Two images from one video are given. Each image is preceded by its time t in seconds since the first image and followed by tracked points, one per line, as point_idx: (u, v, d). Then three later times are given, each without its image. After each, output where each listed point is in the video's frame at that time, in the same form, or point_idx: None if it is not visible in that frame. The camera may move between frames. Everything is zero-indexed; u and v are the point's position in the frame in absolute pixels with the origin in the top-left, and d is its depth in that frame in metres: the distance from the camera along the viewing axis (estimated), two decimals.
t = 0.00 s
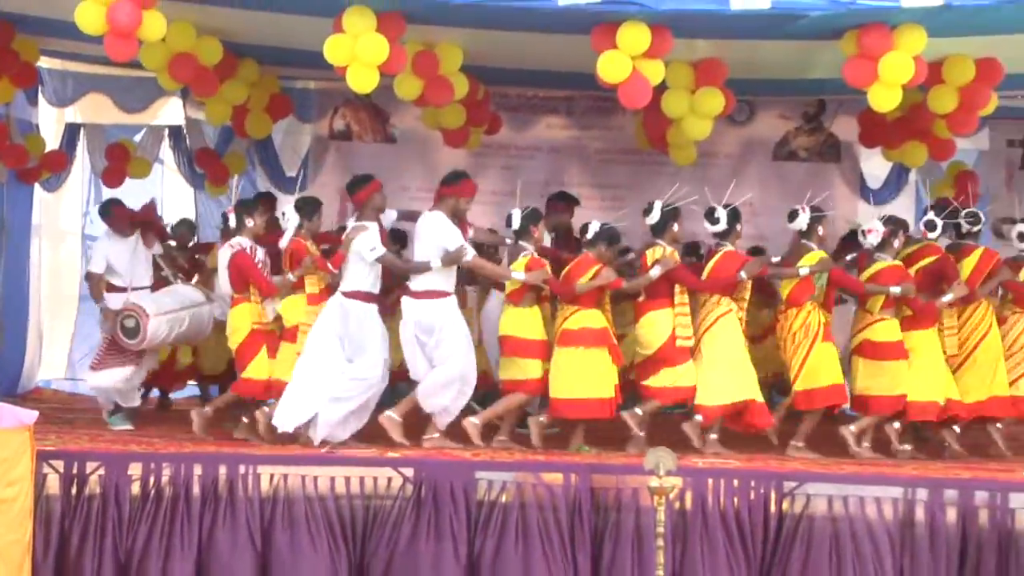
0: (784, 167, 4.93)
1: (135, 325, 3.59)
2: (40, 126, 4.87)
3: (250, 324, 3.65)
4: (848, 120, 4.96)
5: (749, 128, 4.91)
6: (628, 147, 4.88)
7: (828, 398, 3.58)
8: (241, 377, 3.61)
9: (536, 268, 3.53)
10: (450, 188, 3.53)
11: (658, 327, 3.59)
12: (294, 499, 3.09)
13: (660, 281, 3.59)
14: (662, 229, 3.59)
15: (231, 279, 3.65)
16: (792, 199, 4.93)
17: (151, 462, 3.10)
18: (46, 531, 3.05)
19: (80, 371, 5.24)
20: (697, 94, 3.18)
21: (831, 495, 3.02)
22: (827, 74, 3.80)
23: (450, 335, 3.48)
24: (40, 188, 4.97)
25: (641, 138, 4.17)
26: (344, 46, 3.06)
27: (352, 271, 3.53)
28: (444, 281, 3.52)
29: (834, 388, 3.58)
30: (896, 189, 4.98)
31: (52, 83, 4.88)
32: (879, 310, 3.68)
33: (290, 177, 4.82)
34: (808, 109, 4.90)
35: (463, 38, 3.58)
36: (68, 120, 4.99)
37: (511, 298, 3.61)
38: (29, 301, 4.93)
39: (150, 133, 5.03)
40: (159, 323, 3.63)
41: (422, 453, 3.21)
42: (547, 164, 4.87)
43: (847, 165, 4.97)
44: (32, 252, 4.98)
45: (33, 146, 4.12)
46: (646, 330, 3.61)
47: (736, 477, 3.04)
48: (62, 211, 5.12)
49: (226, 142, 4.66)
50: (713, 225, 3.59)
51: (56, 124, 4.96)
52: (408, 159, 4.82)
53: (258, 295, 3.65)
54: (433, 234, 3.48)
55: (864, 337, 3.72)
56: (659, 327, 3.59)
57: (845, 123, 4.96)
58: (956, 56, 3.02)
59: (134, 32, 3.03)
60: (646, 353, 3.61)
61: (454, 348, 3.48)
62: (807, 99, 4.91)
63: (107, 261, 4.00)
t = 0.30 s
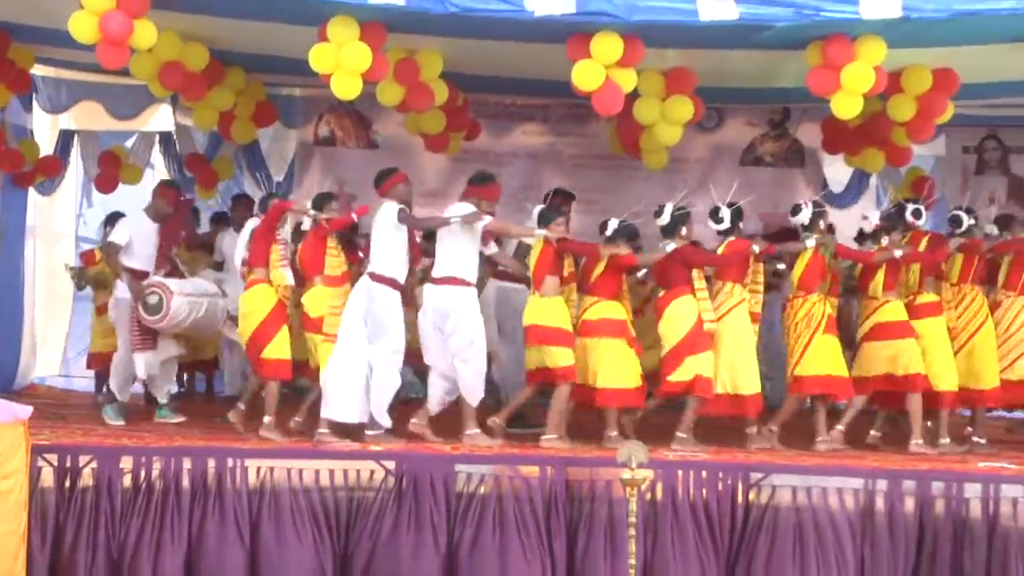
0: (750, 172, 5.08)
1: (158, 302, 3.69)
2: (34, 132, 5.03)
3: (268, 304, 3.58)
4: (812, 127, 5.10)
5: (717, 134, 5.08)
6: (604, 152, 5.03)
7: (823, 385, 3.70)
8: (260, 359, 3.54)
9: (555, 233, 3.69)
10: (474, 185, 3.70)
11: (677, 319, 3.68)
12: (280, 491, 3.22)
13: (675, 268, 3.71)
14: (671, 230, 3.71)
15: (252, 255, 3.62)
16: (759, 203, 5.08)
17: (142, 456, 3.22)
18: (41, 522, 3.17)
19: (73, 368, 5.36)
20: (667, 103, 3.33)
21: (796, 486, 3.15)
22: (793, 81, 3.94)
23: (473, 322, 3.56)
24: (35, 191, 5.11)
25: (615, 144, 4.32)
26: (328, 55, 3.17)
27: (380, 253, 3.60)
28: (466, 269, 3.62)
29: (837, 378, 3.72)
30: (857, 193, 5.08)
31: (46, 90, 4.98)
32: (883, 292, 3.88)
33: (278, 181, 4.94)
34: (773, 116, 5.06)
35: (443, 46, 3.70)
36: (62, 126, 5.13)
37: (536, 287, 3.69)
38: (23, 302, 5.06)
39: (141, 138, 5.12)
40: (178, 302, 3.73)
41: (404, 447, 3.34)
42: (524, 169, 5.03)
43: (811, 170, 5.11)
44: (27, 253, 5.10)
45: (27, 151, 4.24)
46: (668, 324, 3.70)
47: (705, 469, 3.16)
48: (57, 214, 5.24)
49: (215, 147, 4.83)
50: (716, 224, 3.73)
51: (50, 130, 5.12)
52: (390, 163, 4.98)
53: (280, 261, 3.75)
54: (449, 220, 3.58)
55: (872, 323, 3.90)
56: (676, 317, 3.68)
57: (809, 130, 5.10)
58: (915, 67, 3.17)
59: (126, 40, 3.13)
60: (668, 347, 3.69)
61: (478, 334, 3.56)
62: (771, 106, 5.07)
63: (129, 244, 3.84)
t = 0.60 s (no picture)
0: (722, 178, 5.25)
1: (194, 310, 3.79)
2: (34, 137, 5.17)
3: (288, 302, 3.80)
4: (781, 134, 5.27)
5: (690, 140, 5.23)
6: (582, 158, 5.19)
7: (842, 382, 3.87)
8: (279, 352, 3.76)
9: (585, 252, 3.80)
10: (491, 188, 3.88)
11: (682, 316, 3.86)
12: (270, 483, 3.35)
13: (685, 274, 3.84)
14: (687, 228, 3.85)
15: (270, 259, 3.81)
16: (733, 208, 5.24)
17: (137, 450, 3.35)
18: (40, 513, 3.29)
19: (71, 364, 5.46)
20: (642, 109, 3.47)
21: (765, 477, 3.28)
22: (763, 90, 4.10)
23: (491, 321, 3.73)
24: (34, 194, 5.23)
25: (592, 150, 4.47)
26: (316, 63, 3.31)
27: (405, 255, 3.77)
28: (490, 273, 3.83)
29: (847, 374, 3.89)
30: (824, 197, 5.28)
31: (46, 97, 5.20)
32: (888, 297, 4.03)
33: (267, 186, 5.09)
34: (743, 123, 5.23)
35: (427, 55, 3.85)
36: (61, 133, 5.28)
37: (554, 288, 3.85)
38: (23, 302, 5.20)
39: (137, 144, 5.24)
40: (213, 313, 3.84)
41: (391, 440, 3.46)
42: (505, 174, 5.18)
43: (779, 175, 5.28)
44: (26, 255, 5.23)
45: (27, 155, 4.36)
46: (673, 318, 3.88)
47: (678, 462, 3.29)
48: (55, 216, 5.35)
49: (207, 152, 4.97)
50: (723, 226, 3.95)
51: (50, 137, 5.26)
52: (376, 169, 5.13)
53: (302, 268, 3.82)
54: (480, 226, 3.77)
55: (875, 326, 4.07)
56: (681, 314, 3.86)
57: (778, 137, 5.27)
58: (877, 77, 3.33)
59: (121, 50, 3.25)
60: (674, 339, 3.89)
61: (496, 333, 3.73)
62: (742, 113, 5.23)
63: (155, 255, 4.03)
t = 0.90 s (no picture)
0: (691, 182, 5.48)
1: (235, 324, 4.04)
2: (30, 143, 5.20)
3: (316, 324, 3.96)
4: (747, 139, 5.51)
5: (661, 146, 5.45)
6: (558, 163, 5.40)
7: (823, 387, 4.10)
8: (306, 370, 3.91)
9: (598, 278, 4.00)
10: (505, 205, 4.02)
11: (681, 323, 4.10)
12: (258, 475, 3.48)
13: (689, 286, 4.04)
14: (692, 238, 4.12)
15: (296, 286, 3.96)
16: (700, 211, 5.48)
17: (130, 443, 3.48)
18: (37, 504, 3.42)
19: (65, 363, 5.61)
20: (614, 117, 3.63)
21: (732, 468, 3.42)
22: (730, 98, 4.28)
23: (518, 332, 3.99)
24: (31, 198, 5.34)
25: (567, 156, 4.68)
26: (303, 72, 3.45)
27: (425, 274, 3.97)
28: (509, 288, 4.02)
29: (842, 378, 4.13)
30: (788, 200, 5.53)
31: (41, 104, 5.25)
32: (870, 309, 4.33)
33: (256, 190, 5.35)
34: (710, 129, 5.48)
35: (408, 64, 4.00)
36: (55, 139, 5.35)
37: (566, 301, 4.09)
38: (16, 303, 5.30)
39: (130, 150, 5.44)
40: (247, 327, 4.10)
41: (374, 434, 3.60)
42: (484, 178, 5.39)
43: (745, 180, 5.50)
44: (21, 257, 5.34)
45: (22, 161, 4.48)
46: (673, 324, 4.13)
47: (649, 454, 3.44)
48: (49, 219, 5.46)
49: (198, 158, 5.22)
50: (730, 235, 4.11)
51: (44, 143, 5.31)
52: (359, 174, 5.34)
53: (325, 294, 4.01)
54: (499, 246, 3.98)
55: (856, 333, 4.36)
56: (682, 319, 4.10)
57: (744, 142, 5.52)
58: (839, 85, 3.49)
59: (115, 59, 3.38)
60: (671, 341, 4.14)
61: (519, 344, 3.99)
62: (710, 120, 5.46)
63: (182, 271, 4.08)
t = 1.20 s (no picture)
0: (663, 186, 5.75)
1: (243, 302, 4.07)
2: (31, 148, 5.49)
3: (344, 308, 4.04)
4: (718, 145, 5.77)
5: (635, 152, 5.73)
6: (537, 168, 5.66)
7: (824, 374, 4.28)
8: (337, 354, 3.99)
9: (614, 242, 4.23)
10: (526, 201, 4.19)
11: (703, 316, 4.24)
12: (251, 468, 3.64)
13: (701, 272, 4.25)
14: (698, 239, 4.30)
15: (327, 262, 4.07)
16: (673, 214, 5.75)
17: (127, 437, 3.62)
18: (38, 496, 3.56)
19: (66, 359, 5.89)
20: (592, 123, 3.80)
21: (704, 460, 3.58)
22: (702, 105, 4.46)
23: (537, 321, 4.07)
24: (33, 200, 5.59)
25: (547, 160, 4.89)
26: (292, 79, 3.58)
27: (449, 257, 4.10)
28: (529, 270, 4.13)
29: (830, 367, 4.31)
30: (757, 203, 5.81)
31: (42, 111, 5.54)
32: (863, 295, 4.60)
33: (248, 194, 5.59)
34: (684, 136, 5.73)
35: (395, 71, 4.15)
36: (55, 145, 5.63)
37: (588, 290, 4.18)
38: (18, 302, 5.53)
39: (127, 156, 5.63)
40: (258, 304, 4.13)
41: (361, 428, 3.75)
42: (468, 183, 5.64)
43: (718, 184, 5.78)
44: (23, 258, 5.59)
45: (24, 166, 4.61)
46: (691, 319, 4.27)
47: (625, 447, 3.59)
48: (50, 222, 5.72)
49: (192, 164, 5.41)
50: (737, 236, 4.30)
51: (45, 148, 5.60)
52: (347, 178, 5.62)
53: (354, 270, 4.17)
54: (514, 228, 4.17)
55: (857, 320, 4.60)
56: (703, 312, 4.24)
57: (716, 147, 5.78)
58: (805, 93, 3.66)
59: (112, 68, 3.51)
60: (692, 336, 4.27)
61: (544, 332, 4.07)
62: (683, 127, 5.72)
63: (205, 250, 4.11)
